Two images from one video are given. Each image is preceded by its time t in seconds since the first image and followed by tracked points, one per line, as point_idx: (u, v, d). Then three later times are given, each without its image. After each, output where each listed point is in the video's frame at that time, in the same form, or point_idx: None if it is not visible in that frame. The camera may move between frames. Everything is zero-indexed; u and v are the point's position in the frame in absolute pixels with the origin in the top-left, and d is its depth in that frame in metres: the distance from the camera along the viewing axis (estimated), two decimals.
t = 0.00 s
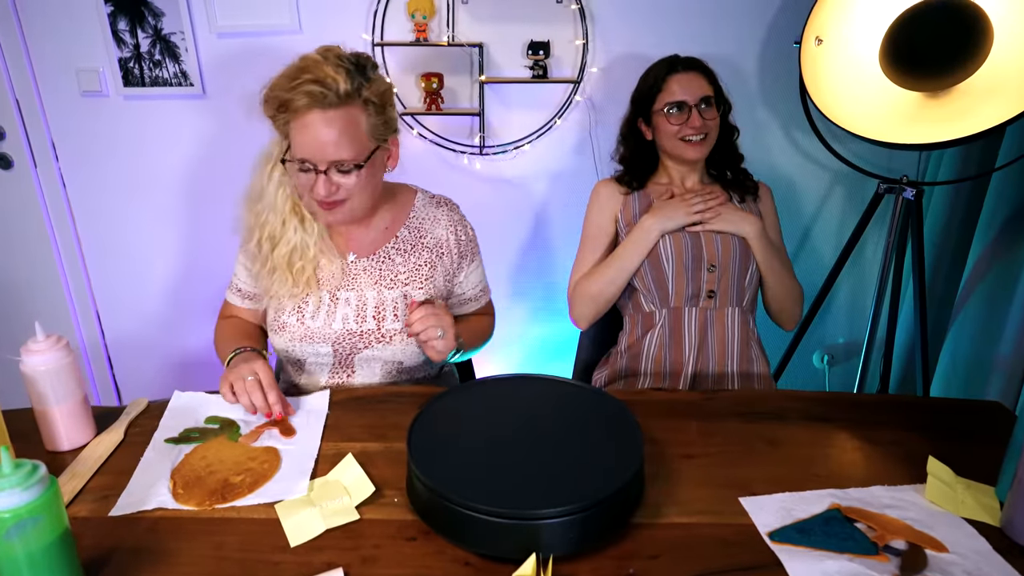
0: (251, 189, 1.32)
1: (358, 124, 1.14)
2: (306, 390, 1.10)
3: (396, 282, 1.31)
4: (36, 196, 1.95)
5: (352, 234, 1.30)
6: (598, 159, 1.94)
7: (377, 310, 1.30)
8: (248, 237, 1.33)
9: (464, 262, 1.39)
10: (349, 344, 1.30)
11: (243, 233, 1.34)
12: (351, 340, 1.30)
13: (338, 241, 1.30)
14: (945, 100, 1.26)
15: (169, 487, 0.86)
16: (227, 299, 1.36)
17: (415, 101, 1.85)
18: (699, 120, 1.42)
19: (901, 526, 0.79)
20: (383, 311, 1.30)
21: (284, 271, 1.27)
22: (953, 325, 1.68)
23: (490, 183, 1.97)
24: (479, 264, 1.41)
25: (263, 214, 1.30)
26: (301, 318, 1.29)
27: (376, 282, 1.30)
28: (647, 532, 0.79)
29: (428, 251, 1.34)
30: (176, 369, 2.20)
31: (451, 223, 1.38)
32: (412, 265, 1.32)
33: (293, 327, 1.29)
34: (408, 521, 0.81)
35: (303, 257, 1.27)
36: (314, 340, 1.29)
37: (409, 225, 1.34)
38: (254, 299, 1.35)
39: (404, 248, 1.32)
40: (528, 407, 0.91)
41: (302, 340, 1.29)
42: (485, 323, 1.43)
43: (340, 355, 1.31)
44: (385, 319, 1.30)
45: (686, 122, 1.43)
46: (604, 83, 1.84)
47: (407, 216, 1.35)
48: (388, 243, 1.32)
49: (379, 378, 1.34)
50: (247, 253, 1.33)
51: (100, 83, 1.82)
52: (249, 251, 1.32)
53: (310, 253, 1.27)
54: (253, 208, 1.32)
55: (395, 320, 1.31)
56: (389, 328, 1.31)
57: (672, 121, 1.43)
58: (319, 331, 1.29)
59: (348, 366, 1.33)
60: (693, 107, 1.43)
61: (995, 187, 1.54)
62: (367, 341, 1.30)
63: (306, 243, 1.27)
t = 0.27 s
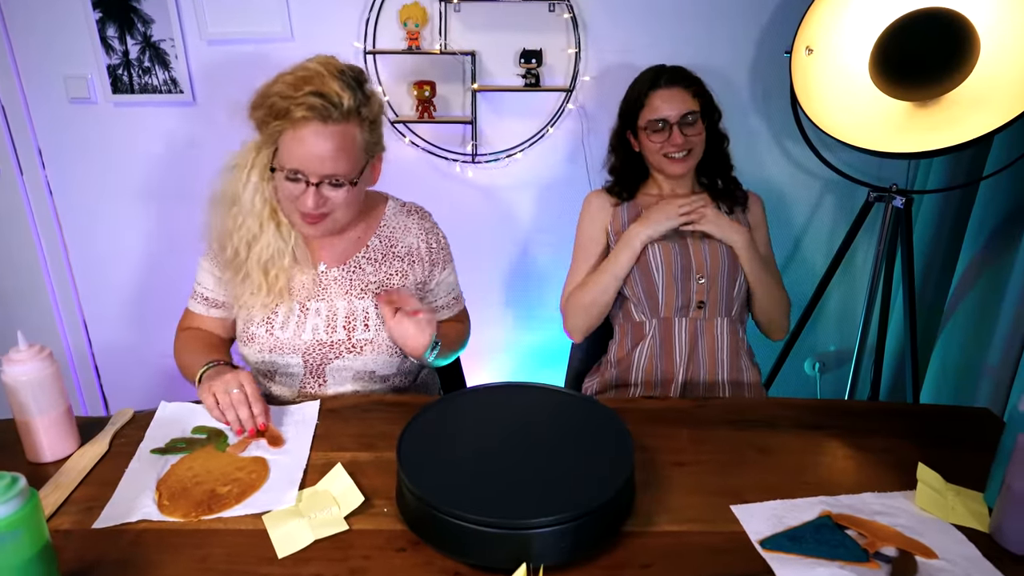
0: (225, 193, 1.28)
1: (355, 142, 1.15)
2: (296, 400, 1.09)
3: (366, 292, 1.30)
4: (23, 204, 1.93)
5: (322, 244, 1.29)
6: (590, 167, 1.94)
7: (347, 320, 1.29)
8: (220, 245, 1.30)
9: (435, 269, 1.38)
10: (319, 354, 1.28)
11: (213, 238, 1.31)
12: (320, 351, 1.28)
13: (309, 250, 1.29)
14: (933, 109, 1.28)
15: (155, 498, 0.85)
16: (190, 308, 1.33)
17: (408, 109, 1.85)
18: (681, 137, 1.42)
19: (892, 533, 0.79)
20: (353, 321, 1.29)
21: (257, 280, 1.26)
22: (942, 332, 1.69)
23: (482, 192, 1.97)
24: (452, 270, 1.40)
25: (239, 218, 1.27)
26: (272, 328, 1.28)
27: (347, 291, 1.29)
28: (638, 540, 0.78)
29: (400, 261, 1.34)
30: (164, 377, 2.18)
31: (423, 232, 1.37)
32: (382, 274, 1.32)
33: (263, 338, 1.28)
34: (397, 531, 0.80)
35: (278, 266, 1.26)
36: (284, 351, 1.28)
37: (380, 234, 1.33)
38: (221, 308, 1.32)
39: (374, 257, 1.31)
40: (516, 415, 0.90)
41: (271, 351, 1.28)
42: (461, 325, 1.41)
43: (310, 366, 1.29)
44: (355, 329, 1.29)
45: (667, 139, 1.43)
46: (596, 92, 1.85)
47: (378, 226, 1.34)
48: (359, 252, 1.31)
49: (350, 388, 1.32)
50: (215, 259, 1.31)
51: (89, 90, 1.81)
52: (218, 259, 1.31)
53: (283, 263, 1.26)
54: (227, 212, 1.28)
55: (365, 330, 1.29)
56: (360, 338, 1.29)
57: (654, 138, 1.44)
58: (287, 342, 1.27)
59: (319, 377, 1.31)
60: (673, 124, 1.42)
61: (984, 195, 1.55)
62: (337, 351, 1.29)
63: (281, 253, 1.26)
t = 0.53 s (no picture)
0: (211, 213, 1.29)
1: (328, 160, 1.15)
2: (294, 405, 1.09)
3: (362, 296, 1.31)
4: (20, 210, 1.93)
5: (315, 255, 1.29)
6: (586, 171, 1.94)
7: (346, 325, 1.30)
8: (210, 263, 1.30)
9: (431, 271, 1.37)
10: (319, 361, 1.29)
11: (204, 256, 1.30)
12: (320, 357, 1.29)
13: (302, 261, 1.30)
14: (929, 112, 1.28)
15: (153, 505, 0.85)
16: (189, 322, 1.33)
17: (404, 115, 1.85)
18: (694, 138, 1.42)
19: (893, 538, 0.79)
20: (351, 326, 1.30)
21: (251, 293, 1.26)
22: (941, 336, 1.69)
23: (479, 196, 1.97)
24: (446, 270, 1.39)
25: (227, 235, 1.27)
26: (270, 338, 1.28)
27: (342, 297, 1.30)
28: (637, 546, 0.78)
29: (393, 263, 1.35)
30: (163, 384, 2.18)
31: (415, 233, 1.37)
32: (377, 277, 1.33)
33: (262, 349, 1.28)
34: (397, 537, 0.80)
35: (271, 278, 1.26)
36: (284, 360, 1.28)
37: (372, 238, 1.34)
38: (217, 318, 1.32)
39: (368, 261, 1.32)
40: (514, 420, 0.90)
41: (271, 360, 1.28)
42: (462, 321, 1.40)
43: (311, 373, 1.30)
44: (354, 334, 1.30)
45: (680, 137, 1.43)
46: (592, 96, 1.85)
47: (370, 230, 1.34)
48: (353, 257, 1.31)
49: (353, 393, 1.32)
50: (208, 273, 1.31)
51: (85, 97, 1.81)
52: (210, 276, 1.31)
53: (276, 273, 1.27)
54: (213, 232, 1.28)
55: (364, 335, 1.30)
56: (359, 342, 1.30)
57: (667, 133, 1.44)
58: (286, 350, 1.28)
59: (320, 384, 1.31)
60: (690, 123, 1.42)
61: (981, 199, 1.55)
62: (337, 357, 1.29)
63: (273, 266, 1.26)
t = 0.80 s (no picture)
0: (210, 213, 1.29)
1: (321, 164, 1.14)
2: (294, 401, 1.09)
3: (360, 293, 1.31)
4: (20, 205, 1.93)
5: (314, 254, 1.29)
6: (587, 169, 1.95)
7: (342, 324, 1.29)
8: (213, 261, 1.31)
9: (429, 269, 1.36)
10: (316, 359, 1.29)
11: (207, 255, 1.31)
12: (317, 355, 1.29)
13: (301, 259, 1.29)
14: (930, 113, 1.29)
15: (154, 499, 0.85)
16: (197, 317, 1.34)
17: (404, 112, 1.85)
18: (713, 121, 1.37)
19: (891, 536, 0.79)
20: (348, 325, 1.29)
21: (251, 292, 1.27)
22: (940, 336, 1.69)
23: (479, 193, 1.97)
24: (450, 269, 1.38)
25: (226, 236, 1.28)
26: (267, 335, 1.28)
27: (340, 295, 1.30)
28: (636, 543, 0.78)
29: (394, 261, 1.34)
30: (163, 380, 2.18)
31: (416, 230, 1.37)
32: (376, 275, 1.33)
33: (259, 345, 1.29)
34: (397, 533, 0.80)
35: (271, 277, 1.27)
36: (281, 357, 1.29)
37: (373, 236, 1.33)
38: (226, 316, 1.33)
39: (368, 258, 1.32)
40: (513, 417, 0.90)
41: (268, 357, 1.28)
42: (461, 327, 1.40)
43: (308, 370, 1.30)
44: (350, 333, 1.29)
45: (698, 120, 1.38)
46: (593, 95, 1.86)
47: (370, 228, 1.34)
48: (353, 254, 1.31)
49: (349, 390, 1.32)
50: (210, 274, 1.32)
51: (86, 93, 1.81)
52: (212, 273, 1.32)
53: (275, 272, 1.27)
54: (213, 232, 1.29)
55: (360, 333, 1.30)
56: (355, 341, 1.30)
57: (684, 116, 1.39)
58: (284, 347, 1.28)
59: (318, 381, 1.31)
60: (710, 107, 1.39)
61: (981, 199, 1.56)
62: (333, 355, 1.29)
63: (274, 266, 1.27)
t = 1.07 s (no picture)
0: (221, 223, 1.30)
1: (350, 122, 1.19)
2: (303, 396, 1.10)
3: (363, 288, 1.31)
4: (30, 203, 1.94)
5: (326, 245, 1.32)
6: (594, 162, 1.94)
7: (344, 318, 1.30)
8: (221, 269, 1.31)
9: (430, 265, 1.34)
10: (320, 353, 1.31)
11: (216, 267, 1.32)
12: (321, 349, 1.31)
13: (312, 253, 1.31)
14: (940, 103, 1.27)
15: (165, 494, 0.86)
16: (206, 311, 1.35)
17: (411, 107, 1.85)
18: (728, 127, 1.30)
19: (903, 529, 0.79)
20: (350, 319, 1.30)
21: (262, 301, 1.27)
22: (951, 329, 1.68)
23: (485, 188, 1.97)
24: (457, 264, 1.36)
25: (239, 247, 1.28)
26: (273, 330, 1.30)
27: (344, 291, 1.30)
28: (645, 536, 0.78)
29: (396, 255, 1.32)
30: (172, 376, 2.20)
31: (419, 223, 1.35)
32: (379, 269, 1.31)
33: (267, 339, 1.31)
34: (407, 526, 0.80)
35: (283, 285, 1.27)
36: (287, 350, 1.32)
37: (376, 230, 1.32)
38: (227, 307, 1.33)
39: (370, 253, 1.31)
40: (522, 412, 0.90)
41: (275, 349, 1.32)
42: (462, 328, 1.35)
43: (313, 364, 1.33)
44: (352, 328, 1.30)
45: (713, 126, 1.32)
46: (600, 88, 1.85)
47: (374, 221, 1.33)
48: (355, 250, 1.31)
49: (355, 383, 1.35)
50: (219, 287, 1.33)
51: (95, 90, 1.82)
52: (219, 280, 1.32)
53: (288, 278, 1.27)
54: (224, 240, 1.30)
55: (360, 329, 1.31)
56: (357, 336, 1.31)
57: (699, 121, 1.33)
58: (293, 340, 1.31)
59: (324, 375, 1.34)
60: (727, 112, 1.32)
61: (991, 189, 1.54)
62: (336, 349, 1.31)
63: (285, 273, 1.26)
